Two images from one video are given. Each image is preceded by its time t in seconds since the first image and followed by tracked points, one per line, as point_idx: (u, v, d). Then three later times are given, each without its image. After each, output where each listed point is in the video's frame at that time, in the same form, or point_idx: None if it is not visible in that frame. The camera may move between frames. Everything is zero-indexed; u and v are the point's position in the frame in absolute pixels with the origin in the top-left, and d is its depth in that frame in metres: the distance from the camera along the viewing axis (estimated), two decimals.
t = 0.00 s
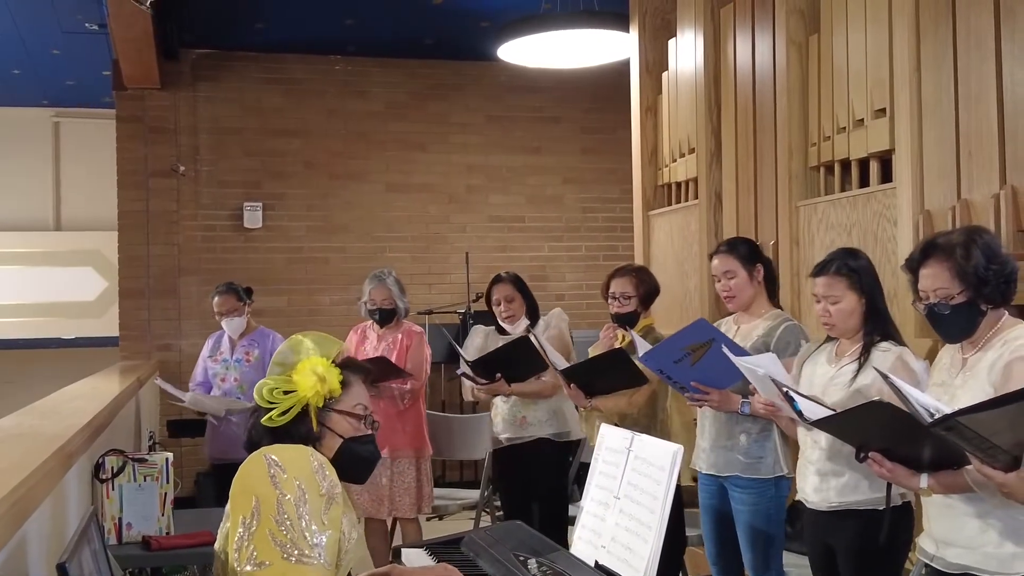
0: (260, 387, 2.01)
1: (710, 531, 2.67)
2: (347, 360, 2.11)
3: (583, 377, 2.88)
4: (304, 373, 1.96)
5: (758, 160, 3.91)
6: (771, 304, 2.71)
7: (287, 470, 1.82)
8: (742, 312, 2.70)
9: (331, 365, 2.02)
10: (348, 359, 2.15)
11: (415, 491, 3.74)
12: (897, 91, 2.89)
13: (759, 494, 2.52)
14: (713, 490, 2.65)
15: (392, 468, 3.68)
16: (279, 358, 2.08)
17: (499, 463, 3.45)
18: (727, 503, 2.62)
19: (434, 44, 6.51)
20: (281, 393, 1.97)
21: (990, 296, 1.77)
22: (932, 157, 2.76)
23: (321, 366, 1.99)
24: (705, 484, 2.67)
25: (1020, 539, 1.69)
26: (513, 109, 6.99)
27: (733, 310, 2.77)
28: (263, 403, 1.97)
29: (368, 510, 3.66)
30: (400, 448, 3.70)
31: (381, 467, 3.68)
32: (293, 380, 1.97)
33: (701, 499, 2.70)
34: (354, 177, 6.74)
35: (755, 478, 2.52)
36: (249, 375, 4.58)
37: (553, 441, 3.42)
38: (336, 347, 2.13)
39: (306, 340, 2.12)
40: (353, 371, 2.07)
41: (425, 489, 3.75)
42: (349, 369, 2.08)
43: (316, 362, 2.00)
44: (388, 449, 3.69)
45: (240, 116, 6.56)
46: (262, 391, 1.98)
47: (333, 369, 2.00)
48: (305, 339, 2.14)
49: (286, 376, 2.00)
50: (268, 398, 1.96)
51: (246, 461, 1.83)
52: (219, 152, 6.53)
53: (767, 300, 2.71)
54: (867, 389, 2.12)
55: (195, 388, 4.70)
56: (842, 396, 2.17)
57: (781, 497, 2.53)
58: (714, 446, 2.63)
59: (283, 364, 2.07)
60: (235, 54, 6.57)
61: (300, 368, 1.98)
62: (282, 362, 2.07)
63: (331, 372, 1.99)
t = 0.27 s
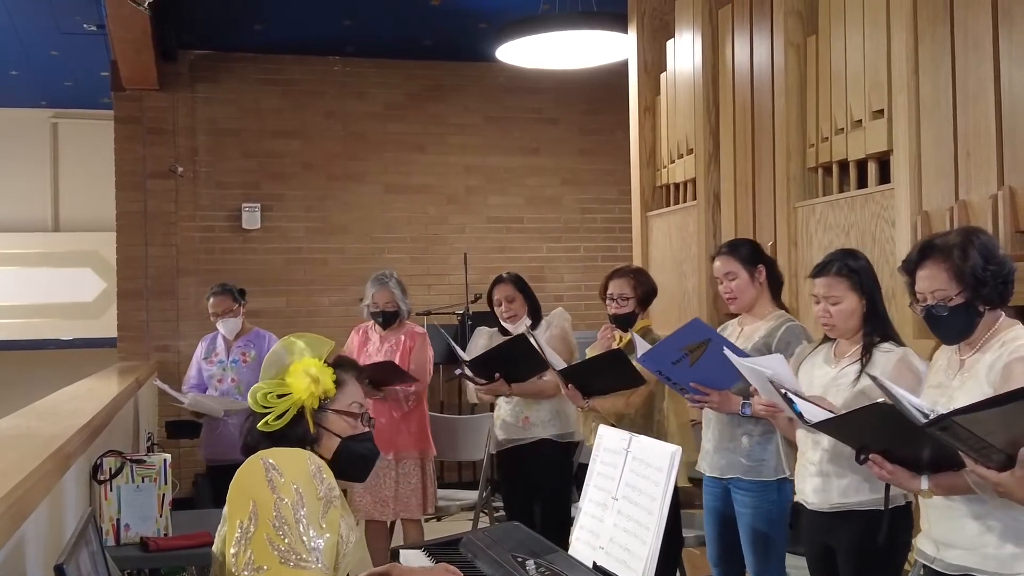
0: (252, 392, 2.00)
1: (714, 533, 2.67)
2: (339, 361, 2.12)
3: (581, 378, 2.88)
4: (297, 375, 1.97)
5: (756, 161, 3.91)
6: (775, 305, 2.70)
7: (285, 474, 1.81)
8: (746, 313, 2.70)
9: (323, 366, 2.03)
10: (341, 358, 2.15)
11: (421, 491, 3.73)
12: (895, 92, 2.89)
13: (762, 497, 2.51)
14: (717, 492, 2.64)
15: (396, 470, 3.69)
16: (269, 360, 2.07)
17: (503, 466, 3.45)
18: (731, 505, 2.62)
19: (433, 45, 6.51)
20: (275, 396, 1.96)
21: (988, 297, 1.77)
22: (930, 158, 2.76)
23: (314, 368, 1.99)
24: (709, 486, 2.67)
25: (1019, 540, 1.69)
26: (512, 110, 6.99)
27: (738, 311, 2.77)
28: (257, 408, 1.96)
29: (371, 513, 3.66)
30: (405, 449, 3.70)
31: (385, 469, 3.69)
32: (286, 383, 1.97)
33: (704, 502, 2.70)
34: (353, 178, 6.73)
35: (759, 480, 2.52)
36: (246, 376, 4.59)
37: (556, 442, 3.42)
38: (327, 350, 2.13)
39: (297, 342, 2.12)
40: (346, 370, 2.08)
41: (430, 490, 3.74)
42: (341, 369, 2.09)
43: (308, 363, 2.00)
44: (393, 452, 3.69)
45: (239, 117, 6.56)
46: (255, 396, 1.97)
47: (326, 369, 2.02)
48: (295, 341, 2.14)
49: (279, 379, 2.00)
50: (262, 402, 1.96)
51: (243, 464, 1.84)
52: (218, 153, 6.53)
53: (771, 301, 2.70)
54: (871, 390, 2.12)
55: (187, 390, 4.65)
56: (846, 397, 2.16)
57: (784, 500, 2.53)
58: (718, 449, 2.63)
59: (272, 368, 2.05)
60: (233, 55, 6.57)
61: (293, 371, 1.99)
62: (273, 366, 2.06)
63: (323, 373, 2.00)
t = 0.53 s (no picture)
0: (247, 396, 1.98)
1: (715, 537, 2.66)
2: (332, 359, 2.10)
3: (579, 379, 2.88)
4: (292, 379, 1.95)
5: (754, 162, 3.91)
6: (778, 306, 2.70)
7: (282, 480, 1.81)
8: (749, 316, 2.70)
9: (317, 366, 2.00)
10: (334, 356, 2.12)
11: (423, 492, 3.73)
12: (893, 93, 2.90)
13: (762, 500, 2.52)
14: (720, 495, 2.64)
15: (398, 471, 3.69)
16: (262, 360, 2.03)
17: (506, 470, 3.45)
18: (733, 508, 2.62)
19: (430, 46, 6.51)
20: (270, 401, 1.94)
21: (985, 298, 1.77)
22: (928, 159, 2.76)
23: (308, 370, 1.97)
24: (712, 489, 2.67)
25: (1015, 541, 1.69)
26: (510, 111, 6.99)
27: (741, 313, 2.77)
28: (252, 413, 1.95)
29: (373, 514, 3.66)
30: (407, 450, 3.70)
31: (386, 470, 3.69)
32: (282, 387, 1.95)
33: (707, 504, 2.70)
34: (351, 179, 6.73)
35: (759, 483, 2.52)
36: (245, 377, 4.60)
37: (556, 445, 3.42)
38: (320, 347, 2.11)
39: (289, 341, 2.09)
40: (340, 369, 2.06)
41: (433, 491, 3.74)
42: (335, 368, 2.07)
43: (301, 366, 1.98)
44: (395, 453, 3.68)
45: (237, 118, 6.56)
46: (250, 401, 1.95)
47: (320, 371, 1.99)
48: (287, 339, 2.11)
49: (273, 382, 1.98)
50: (258, 407, 1.94)
51: (239, 470, 1.84)
52: (216, 154, 6.53)
53: (773, 302, 2.70)
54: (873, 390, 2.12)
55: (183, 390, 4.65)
56: (848, 397, 2.16)
57: (785, 503, 2.52)
58: (720, 451, 2.63)
59: (265, 370, 2.00)
60: (231, 56, 6.57)
61: (287, 374, 1.96)
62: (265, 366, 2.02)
63: (318, 375, 1.98)
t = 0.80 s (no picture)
0: (255, 397, 1.97)
1: (715, 538, 2.66)
2: (343, 366, 2.08)
3: (574, 377, 2.88)
4: (301, 385, 1.93)
5: (750, 163, 3.92)
6: (779, 309, 2.70)
7: (277, 483, 1.80)
8: (748, 316, 2.70)
9: (328, 374, 1.99)
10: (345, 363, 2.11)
11: (421, 493, 3.72)
12: (889, 94, 2.91)
13: (760, 501, 2.52)
14: (720, 497, 2.64)
15: (396, 472, 3.68)
16: (274, 363, 2.02)
17: (507, 472, 3.47)
18: (732, 510, 2.62)
19: (427, 47, 6.51)
20: (277, 405, 1.93)
21: (982, 300, 1.77)
22: (924, 161, 2.77)
23: (319, 379, 1.95)
24: (712, 490, 2.67)
25: (1012, 542, 1.68)
26: (507, 112, 6.99)
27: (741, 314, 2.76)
28: (258, 415, 1.94)
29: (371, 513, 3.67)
30: (405, 451, 3.69)
31: (385, 471, 3.68)
32: (290, 391, 1.94)
33: (707, 505, 2.70)
34: (348, 180, 6.73)
35: (756, 485, 2.53)
36: (243, 377, 4.58)
37: (553, 446, 3.41)
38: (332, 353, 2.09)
39: (302, 346, 2.07)
40: (350, 377, 2.05)
41: (431, 491, 3.74)
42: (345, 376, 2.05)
43: (312, 372, 1.96)
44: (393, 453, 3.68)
45: (234, 118, 6.56)
46: (258, 402, 1.94)
47: (331, 380, 1.98)
48: (300, 343, 2.10)
49: (282, 385, 1.96)
50: (264, 409, 1.93)
51: (234, 473, 1.82)
52: (213, 155, 6.52)
53: (773, 303, 2.70)
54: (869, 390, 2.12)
55: (182, 391, 4.67)
56: (845, 397, 2.16)
57: (783, 504, 2.52)
58: (718, 452, 2.64)
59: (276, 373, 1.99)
60: (228, 57, 6.57)
61: (298, 380, 1.94)
62: (276, 371, 2.01)
63: (328, 384, 1.96)
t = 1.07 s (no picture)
0: (262, 402, 1.93)
1: (709, 539, 2.66)
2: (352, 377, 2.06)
3: (569, 376, 2.88)
4: (313, 396, 1.91)
5: (744, 164, 3.92)
6: (773, 309, 2.71)
7: (277, 492, 1.80)
8: (739, 317, 2.70)
9: (340, 387, 1.96)
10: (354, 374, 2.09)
11: (412, 496, 3.73)
12: (881, 96, 2.91)
13: (753, 502, 2.52)
14: (713, 498, 2.65)
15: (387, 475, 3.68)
16: (284, 369, 1.98)
17: (502, 474, 3.47)
18: (725, 511, 2.62)
19: (421, 49, 6.51)
20: (285, 413, 1.90)
21: (977, 301, 1.78)
22: (916, 163, 2.77)
23: (331, 392, 1.93)
24: (706, 492, 2.67)
25: (1007, 542, 1.69)
26: (501, 113, 6.99)
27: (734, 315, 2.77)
28: (265, 421, 1.90)
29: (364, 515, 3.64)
30: (398, 452, 3.69)
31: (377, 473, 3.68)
32: (300, 400, 1.91)
33: (699, 506, 2.70)
34: (341, 181, 6.72)
35: (748, 486, 2.53)
36: (237, 377, 4.55)
37: (540, 451, 3.40)
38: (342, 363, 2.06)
39: (312, 353, 2.04)
40: (359, 390, 2.03)
41: (422, 493, 3.75)
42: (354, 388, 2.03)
43: (324, 384, 1.93)
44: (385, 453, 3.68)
45: (227, 119, 6.55)
46: (265, 407, 1.91)
47: (342, 393, 1.95)
48: (310, 351, 2.06)
49: (292, 392, 1.93)
50: (271, 417, 1.90)
51: (233, 482, 1.83)
52: (206, 156, 6.51)
53: (766, 305, 2.71)
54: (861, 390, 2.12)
55: (180, 392, 4.68)
56: (837, 397, 2.16)
57: (775, 505, 2.53)
58: (711, 453, 2.64)
59: (288, 380, 1.96)
60: (222, 58, 6.56)
61: (310, 390, 1.92)
62: (285, 377, 1.97)
63: (339, 397, 1.94)
